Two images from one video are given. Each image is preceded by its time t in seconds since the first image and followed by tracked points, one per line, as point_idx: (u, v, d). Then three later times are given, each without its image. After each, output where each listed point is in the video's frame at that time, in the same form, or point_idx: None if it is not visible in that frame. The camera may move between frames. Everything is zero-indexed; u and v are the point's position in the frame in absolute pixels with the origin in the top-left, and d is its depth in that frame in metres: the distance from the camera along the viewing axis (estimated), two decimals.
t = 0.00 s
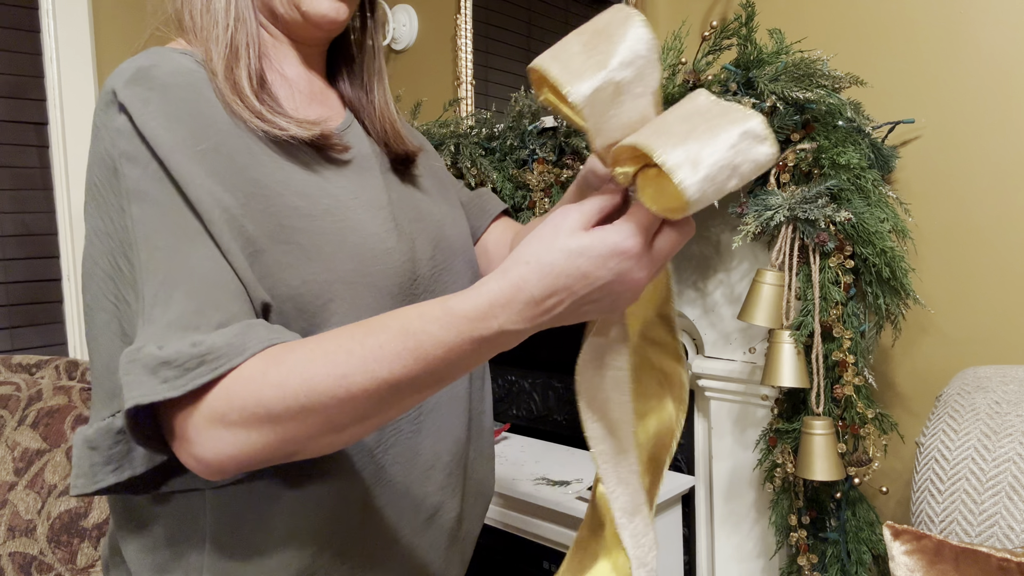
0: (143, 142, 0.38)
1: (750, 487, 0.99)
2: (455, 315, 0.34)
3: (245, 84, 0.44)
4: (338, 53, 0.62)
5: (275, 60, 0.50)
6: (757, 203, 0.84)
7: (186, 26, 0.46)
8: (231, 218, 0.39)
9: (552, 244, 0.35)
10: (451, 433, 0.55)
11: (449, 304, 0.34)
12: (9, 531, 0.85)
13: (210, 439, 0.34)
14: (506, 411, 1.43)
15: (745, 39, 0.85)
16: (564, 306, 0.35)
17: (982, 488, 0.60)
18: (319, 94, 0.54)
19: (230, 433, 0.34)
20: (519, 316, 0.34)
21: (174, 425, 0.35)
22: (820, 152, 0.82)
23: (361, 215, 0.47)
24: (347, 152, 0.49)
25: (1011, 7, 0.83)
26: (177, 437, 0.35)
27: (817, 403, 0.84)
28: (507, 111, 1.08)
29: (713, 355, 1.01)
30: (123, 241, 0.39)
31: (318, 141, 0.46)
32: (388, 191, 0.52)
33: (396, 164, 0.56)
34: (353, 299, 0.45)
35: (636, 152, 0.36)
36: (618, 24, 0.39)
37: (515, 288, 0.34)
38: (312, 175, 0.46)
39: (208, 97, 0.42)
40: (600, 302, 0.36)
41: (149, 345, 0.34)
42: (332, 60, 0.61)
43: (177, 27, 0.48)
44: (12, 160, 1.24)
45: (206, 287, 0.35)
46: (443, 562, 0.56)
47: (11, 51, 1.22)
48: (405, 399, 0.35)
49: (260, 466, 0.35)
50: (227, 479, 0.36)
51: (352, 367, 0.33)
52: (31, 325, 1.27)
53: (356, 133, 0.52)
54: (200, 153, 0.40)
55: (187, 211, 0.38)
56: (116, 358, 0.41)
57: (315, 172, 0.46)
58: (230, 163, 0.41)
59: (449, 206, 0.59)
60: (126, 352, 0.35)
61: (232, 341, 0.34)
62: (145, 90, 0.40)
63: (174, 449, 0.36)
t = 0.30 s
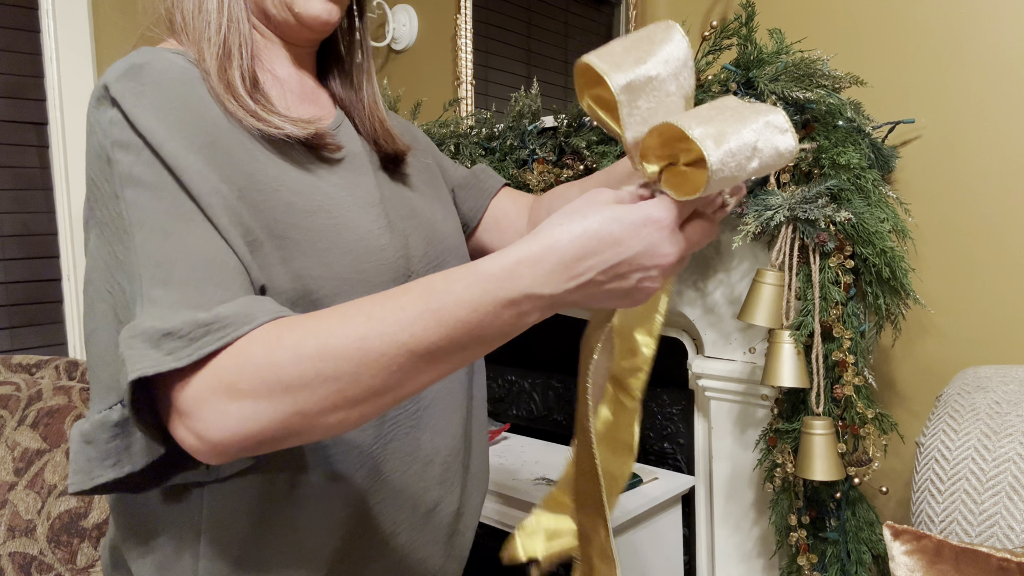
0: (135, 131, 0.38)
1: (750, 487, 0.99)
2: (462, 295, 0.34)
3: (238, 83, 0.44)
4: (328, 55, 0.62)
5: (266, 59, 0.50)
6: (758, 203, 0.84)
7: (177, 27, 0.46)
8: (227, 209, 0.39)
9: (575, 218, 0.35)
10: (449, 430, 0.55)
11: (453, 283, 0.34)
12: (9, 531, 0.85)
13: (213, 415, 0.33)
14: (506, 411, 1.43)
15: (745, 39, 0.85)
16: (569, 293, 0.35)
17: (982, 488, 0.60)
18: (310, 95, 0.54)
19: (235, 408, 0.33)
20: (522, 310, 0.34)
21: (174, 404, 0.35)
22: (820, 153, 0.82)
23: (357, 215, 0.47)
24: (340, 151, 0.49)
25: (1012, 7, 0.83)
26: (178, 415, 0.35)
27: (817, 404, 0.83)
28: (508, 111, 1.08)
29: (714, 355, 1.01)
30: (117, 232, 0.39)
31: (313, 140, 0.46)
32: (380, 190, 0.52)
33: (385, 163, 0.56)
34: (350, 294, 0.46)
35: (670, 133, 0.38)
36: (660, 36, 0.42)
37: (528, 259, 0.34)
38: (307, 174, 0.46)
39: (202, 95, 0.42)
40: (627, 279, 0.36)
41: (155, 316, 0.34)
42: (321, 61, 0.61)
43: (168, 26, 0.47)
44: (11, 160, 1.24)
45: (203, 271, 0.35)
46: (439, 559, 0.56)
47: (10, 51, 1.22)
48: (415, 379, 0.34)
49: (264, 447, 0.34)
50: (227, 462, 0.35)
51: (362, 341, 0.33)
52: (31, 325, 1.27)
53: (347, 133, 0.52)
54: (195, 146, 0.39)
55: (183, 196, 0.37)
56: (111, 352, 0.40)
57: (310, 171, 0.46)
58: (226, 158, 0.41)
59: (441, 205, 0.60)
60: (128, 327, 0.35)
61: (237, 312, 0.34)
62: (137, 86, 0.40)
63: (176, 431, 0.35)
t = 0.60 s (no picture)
0: (137, 123, 0.38)
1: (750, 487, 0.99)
2: (479, 272, 0.33)
3: (238, 83, 0.43)
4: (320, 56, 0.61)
5: (263, 60, 0.50)
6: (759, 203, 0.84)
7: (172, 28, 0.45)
8: (234, 201, 0.39)
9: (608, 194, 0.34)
10: (447, 427, 0.56)
11: (465, 258, 0.33)
12: (10, 531, 0.85)
13: (243, 387, 0.32)
14: (506, 411, 1.43)
15: (745, 39, 0.85)
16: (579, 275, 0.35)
17: (982, 488, 0.60)
18: (306, 96, 0.54)
19: (265, 378, 0.32)
20: (524, 304, 0.33)
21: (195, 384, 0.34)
22: (820, 152, 0.82)
23: (355, 215, 0.47)
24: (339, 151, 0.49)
25: (1011, 8, 0.83)
26: (199, 395, 0.34)
27: (817, 404, 0.83)
28: (508, 111, 1.09)
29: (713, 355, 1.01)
30: (125, 220, 0.37)
31: (313, 140, 0.46)
32: (377, 189, 0.52)
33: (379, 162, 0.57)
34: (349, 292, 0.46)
35: (663, 126, 0.39)
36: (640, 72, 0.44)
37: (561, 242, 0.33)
38: (307, 172, 0.46)
39: (201, 91, 0.41)
40: (656, 238, 0.33)
41: (176, 297, 0.34)
42: (313, 62, 0.61)
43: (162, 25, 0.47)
44: (12, 160, 1.24)
45: (214, 257, 0.35)
46: (435, 556, 0.57)
47: (9, 52, 1.22)
48: (437, 355, 0.33)
49: (292, 422, 0.33)
50: (254, 442, 0.34)
51: (391, 304, 0.32)
52: (31, 325, 1.28)
53: (345, 132, 0.52)
54: (199, 138, 0.39)
55: (192, 184, 0.37)
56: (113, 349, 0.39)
57: (309, 170, 0.46)
58: (228, 152, 0.41)
59: (438, 205, 0.60)
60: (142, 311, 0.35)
61: (256, 291, 0.34)
62: (137, 81, 0.39)
63: (200, 410, 0.34)
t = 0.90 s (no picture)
0: (141, 117, 0.38)
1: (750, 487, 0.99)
2: (499, 252, 0.33)
3: (240, 83, 0.43)
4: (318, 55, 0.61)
5: (262, 59, 0.50)
6: (761, 203, 0.84)
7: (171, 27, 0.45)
8: (242, 195, 0.39)
9: (621, 161, 0.35)
10: (448, 424, 0.56)
11: (468, 245, 0.33)
12: (9, 531, 0.85)
13: (265, 367, 0.32)
14: (506, 410, 1.43)
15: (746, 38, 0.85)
16: (579, 266, 0.35)
17: (982, 488, 0.60)
18: (305, 96, 0.54)
19: (288, 358, 0.32)
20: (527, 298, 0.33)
21: (211, 369, 0.33)
22: (820, 151, 0.82)
23: (355, 213, 0.47)
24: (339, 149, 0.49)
25: (1011, 7, 0.83)
26: (214, 381, 0.33)
27: (817, 404, 0.83)
28: (508, 111, 1.09)
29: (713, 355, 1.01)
30: (133, 209, 0.37)
31: (315, 139, 0.46)
32: (377, 187, 0.53)
33: (379, 161, 0.57)
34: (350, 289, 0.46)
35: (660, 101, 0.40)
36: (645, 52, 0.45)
37: (574, 211, 0.34)
38: (308, 171, 0.46)
39: (202, 87, 0.41)
40: (665, 201, 0.35)
41: (189, 281, 0.33)
42: (310, 61, 0.61)
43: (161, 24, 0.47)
44: (12, 160, 1.24)
45: (224, 245, 0.35)
46: (435, 555, 0.57)
47: (10, 52, 1.22)
48: (447, 335, 0.33)
49: (314, 404, 0.33)
50: (274, 425, 0.33)
51: (408, 290, 0.33)
52: (31, 326, 1.28)
53: (345, 131, 0.52)
54: (205, 130, 0.39)
55: (199, 174, 0.37)
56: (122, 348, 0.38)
57: (310, 168, 0.46)
58: (230, 146, 0.40)
59: (437, 204, 0.60)
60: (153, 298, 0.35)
61: (272, 273, 0.34)
62: (139, 75, 0.39)
63: (218, 395, 0.34)
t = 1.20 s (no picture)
0: (140, 115, 0.38)
1: (751, 488, 0.99)
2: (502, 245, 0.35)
3: (236, 82, 0.43)
4: (314, 54, 0.61)
5: (258, 58, 0.50)
6: (762, 203, 0.84)
7: (166, 27, 0.45)
8: (244, 193, 0.40)
9: (598, 166, 0.38)
10: (447, 423, 0.56)
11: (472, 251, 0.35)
12: (9, 531, 0.85)
13: (276, 359, 0.32)
14: (506, 410, 1.43)
15: (745, 39, 0.85)
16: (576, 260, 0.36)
17: (982, 488, 0.60)
18: (303, 95, 0.54)
19: (300, 350, 0.32)
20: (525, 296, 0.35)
21: (220, 365, 0.34)
22: (821, 151, 0.82)
23: (354, 211, 0.47)
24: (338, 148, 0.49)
25: (1011, 8, 0.83)
26: (224, 378, 0.34)
27: (818, 403, 0.83)
28: (508, 111, 1.09)
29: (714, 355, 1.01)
30: (133, 205, 0.36)
31: (314, 136, 0.46)
32: (376, 186, 0.53)
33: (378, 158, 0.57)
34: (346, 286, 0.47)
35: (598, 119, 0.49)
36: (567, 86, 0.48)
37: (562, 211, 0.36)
38: (307, 170, 0.46)
39: (199, 86, 0.41)
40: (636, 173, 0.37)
41: (195, 277, 0.33)
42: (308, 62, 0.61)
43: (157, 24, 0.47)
44: (12, 160, 1.24)
45: (232, 242, 0.35)
46: (435, 555, 0.57)
47: (9, 52, 1.22)
48: (452, 326, 0.34)
49: (327, 398, 0.33)
50: (287, 421, 0.33)
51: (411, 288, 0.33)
52: (31, 325, 1.28)
53: (342, 128, 0.52)
54: (204, 128, 0.39)
55: (201, 174, 0.37)
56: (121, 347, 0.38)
57: (309, 167, 0.46)
58: (228, 144, 0.40)
59: (435, 202, 0.60)
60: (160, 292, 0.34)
61: (283, 271, 0.34)
62: (137, 75, 0.39)
63: (229, 395, 0.34)
